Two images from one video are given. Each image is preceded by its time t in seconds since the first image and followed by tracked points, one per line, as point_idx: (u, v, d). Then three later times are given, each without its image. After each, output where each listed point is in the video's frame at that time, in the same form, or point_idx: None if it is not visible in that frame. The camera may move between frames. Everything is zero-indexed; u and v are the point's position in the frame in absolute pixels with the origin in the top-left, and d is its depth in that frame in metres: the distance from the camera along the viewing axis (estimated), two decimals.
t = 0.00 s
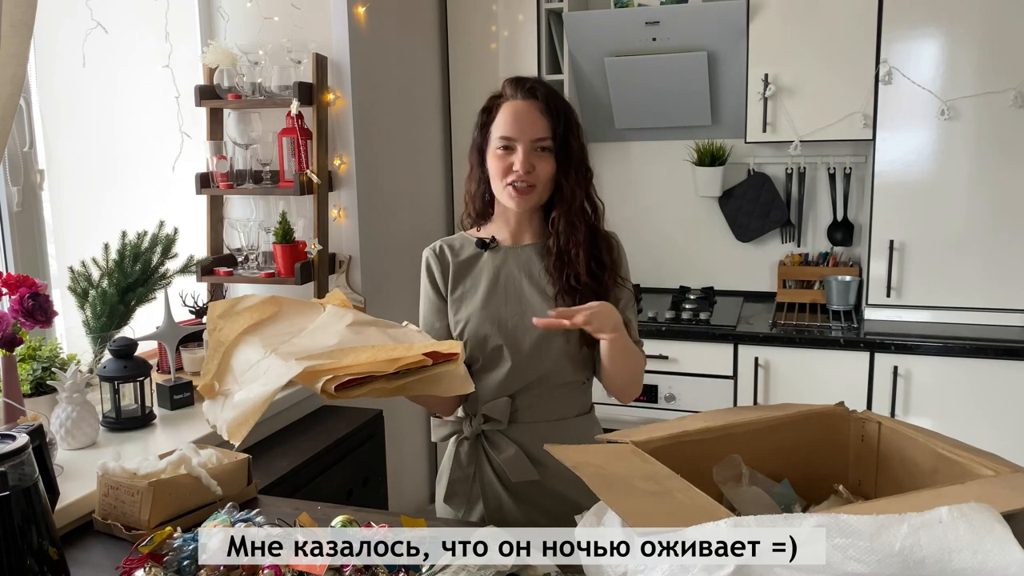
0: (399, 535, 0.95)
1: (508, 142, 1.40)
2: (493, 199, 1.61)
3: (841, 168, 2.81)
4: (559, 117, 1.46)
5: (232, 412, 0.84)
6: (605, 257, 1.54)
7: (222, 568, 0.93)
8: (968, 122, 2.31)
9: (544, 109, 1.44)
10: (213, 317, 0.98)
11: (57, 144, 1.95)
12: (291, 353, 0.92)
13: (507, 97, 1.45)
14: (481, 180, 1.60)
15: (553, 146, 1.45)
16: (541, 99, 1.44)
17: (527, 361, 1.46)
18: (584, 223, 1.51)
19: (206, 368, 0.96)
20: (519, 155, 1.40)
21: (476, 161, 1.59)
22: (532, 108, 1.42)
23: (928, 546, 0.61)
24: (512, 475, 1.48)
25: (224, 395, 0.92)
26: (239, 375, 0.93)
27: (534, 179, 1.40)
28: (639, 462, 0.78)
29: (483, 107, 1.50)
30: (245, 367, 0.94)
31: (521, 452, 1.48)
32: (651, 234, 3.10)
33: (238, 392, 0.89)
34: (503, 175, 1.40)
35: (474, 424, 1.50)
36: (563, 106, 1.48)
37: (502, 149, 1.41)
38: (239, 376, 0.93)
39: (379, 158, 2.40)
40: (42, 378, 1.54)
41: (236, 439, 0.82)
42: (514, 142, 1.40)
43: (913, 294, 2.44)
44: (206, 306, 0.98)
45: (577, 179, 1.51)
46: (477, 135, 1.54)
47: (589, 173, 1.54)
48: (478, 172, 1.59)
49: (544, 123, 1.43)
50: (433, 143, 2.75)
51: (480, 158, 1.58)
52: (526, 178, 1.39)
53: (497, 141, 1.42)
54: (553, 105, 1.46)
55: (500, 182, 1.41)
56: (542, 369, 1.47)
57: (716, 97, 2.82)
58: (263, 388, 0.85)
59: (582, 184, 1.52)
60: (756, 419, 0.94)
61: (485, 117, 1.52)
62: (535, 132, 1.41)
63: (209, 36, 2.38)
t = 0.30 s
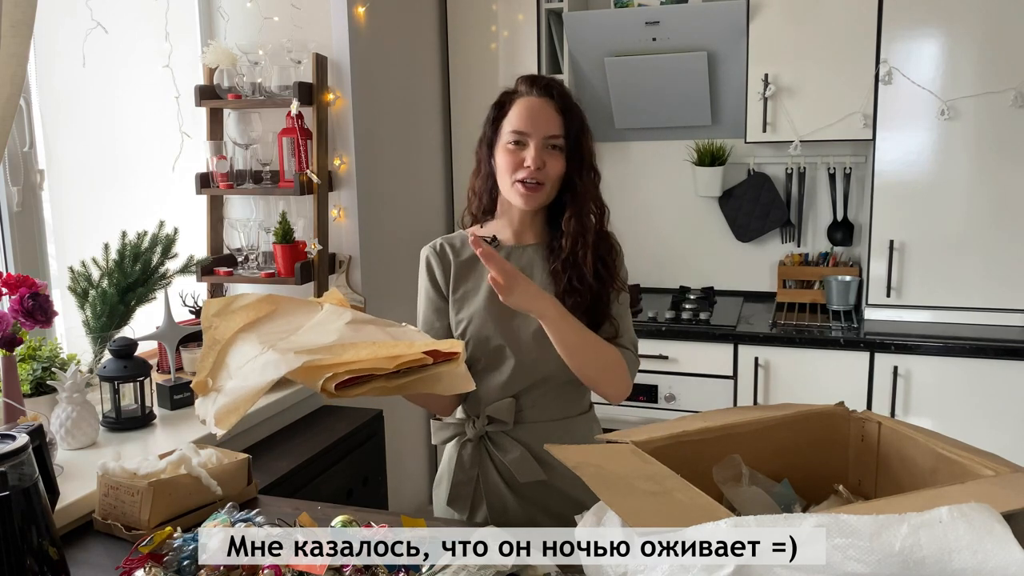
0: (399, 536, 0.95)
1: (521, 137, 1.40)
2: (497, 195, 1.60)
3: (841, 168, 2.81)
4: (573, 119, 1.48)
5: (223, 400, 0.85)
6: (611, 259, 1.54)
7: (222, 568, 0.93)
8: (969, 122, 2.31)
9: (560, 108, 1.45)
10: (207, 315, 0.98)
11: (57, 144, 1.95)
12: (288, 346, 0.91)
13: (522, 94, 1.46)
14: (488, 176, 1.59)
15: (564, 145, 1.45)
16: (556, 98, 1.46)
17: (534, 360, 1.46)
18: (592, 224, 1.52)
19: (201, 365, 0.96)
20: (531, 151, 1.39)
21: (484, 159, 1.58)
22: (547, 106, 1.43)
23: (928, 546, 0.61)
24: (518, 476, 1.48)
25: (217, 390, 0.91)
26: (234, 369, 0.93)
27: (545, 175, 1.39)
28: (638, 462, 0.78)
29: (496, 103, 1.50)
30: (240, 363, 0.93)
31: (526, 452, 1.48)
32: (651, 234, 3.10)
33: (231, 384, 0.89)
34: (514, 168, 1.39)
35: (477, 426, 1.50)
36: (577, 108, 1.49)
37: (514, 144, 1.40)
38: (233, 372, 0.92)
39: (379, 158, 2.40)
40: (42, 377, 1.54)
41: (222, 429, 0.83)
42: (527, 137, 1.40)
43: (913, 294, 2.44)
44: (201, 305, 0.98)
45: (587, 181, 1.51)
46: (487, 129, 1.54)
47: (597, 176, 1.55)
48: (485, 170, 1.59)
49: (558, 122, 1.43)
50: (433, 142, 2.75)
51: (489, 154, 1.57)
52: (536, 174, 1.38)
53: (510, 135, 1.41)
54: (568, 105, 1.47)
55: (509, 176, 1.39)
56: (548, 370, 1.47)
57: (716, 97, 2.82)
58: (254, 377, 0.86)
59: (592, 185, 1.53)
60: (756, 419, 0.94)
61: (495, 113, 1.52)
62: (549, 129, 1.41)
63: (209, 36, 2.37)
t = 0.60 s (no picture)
0: (399, 535, 0.95)
1: (521, 137, 1.41)
2: (497, 196, 1.60)
3: (841, 168, 2.81)
4: (574, 119, 1.48)
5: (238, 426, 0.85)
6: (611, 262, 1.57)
7: (222, 568, 0.93)
8: (969, 122, 2.31)
9: (560, 107, 1.46)
10: (212, 322, 0.99)
11: (57, 145, 1.95)
12: (296, 363, 0.90)
13: (522, 94, 1.46)
14: (486, 176, 1.59)
15: (564, 144, 1.46)
16: (557, 98, 1.46)
17: (537, 361, 1.47)
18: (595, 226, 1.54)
19: (206, 375, 0.97)
20: (530, 150, 1.40)
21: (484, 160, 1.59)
22: (547, 106, 1.43)
23: (928, 546, 0.61)
24: (521, 474, 1.48)
25: (226, 405, 0.93)
26: (240, 383, 0.93)
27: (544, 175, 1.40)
28: (638, 462, 0.78)
29: (495, 102, 1.51)
30: (245, 375, 0.94)
31: (528, 451, 1.48)
32: (651, 234, 3.10)
33: (241, 403, 0.90)
34: (513, 168, 1.40)
35: (478, 426, 1.49)
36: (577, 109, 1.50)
37: (514, 144, 1.41)
38: (240, 385, 0.93)
39: (379, 158, 2.40)
40: (42, 377, 1.54)
41: (242, 453, 0.83)
42: (526, 137, 1.41)
43: (913, 294, 2.44)
44: (206, 310, 1.00)
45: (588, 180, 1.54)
46: (487, 129, 1.54)
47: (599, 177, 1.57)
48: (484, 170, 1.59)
49: (558, 122, 1.44)
50: (433, 142, 2.75)
51: (489, 153, 1.58)
52: (535, 174, 1.39)
53: (510, 135, 1.42)
54: (568, 105, 1.48)
55: (509, 176, 1.40)
56: (551, 371, 1.48)
57: (716, 97, 2.82)
58: (267, 399, 0.86)
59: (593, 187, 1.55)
60: (756, 419, 0.94)
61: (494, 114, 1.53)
62: (548, 130, 1.42)
63: (209, 36, 2.37)
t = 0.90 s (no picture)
0: (399, 535, 0.95)
1: (491, 147, 1.40)
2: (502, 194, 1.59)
3: (841, 168, 2.81)
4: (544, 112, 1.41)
5: (264, 420, 0.81)
6: (610, 251, 1.52)
7: (222, 568, 0.93)
8: (969, 122, 2.31)
9: (526, 105, 1.40)
10: (214, 319, 1.00)
11: (57, 145, 1.95)
12: (311, 354, 0.91)
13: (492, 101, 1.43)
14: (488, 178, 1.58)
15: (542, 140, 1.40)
16: (522, 99, 1.40)
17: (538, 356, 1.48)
18: (587, 218, 1.49)
19: (214, 370, 0.97)
20: (501, 158, 1.39)
21: (477, 159, 1.58)
22: (512, 109, 1.40)
23: (928, 546, 0.61)
24: (519, 466, 1.48)
25: (238, 402, 0.92)
26: (250, 377, 0.94)
27: (521, 179, 1.39)
28: (638, 462, 0.78)
29: (477, 112, 1.50)
30: (256, 367, 0.94)
31: (526, 443, 1.48)
32: (651, 234, 3.10)
33: (259, 397, 0.89)
34: (492, 179, 1.41)
35: (479, 416, 1.50)
36: (549, 100, 1.43)
37: (490, 155, 1.41)
38: (251, 378, 0.93)
39: (379, 158, 2.40)
40: (42, 378, 1.54)
41: (270, 450, 0.79)
42: (497, 145, 1.39)
43: (913, 294, 2.44)
44: (207, 307, 1.00)
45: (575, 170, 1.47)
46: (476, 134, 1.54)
47: (587, 163, 1.50)
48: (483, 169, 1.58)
49: (527, 120, 1.40)
50: (433, 142, 2.75)
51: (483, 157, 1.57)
52: (511, 178, 1.39)
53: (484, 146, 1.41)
54: (536, 100, 1.42)
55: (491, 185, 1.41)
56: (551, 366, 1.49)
57: (716, 97, 2.82)
58: (292, 391, 0.84)
59: (581, 177, 1.49)
60: (755, 419, 0.94)
61: (480, 119, 1.52)
62: (516, 133, 1.38)
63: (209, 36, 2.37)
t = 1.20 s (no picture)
0: (399, 535, 0.95)
1: (490, 147, 1.40)
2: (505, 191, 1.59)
3: (841, 168, 2.81)
4: (541, 111, 1.41)
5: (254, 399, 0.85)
6: (602, 250, 1.49)
7: (222, 568, 0.93)
8: (969, 123, 2.31)
9: (520, 106, 1.40)
10: (218, 308, 0.99)
11: (57, 145, 1.95)
12: (313, 344, 0.91)
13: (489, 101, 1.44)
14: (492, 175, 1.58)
15: (538, 141, 1.40)
16: (517, 98, 1.40)
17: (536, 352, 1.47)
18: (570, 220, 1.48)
19: (215, 357, 0.97)
20: (500, 158, 1.39)
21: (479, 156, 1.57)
22: (507, 110, 1.39)
23: (928, 546, 0.61)
24: (514, 459, 1.49)
25: (235, 385, 0.92)
26: (250, 364, 0.94)
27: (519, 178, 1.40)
28: (638, 462, 0.78)
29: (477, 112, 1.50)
30: (256, 356, 0.94)
31: (522, 438, 1.49)
32: (651, 234, 3.10)
33: (255, 382, 0.89)
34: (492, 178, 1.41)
35: (477, 407, 1.50)
36: (539, 100, 1.42)
37: (490, 153, 1.41)
38: (251, 366, 0.93)
39: (379, 158, 2.40)
40: (42, 378, 1.54)
41: (257, 428, 0.84)
42: (496, 145, 1.39)
43: (913, 294, 2.44)
44: (212, 296, 1.00)
45: (568, 171, 1.47)
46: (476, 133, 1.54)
47: (576, 163, 1.48)
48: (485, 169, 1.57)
49: (522, 122, 1.39)
50: (433, 141, 2.75)
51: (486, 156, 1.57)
52: (509, 178, 1.39)
53: (485, 145, 1.42)
54: (528, 100, 1.40)
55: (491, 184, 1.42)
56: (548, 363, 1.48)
57: (716, 97, 2.82)
58: (288, 375, 0.86)
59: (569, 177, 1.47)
60: (755, 419, 0.94)
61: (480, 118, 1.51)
62: (512, 134, 1.38)
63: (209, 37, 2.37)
